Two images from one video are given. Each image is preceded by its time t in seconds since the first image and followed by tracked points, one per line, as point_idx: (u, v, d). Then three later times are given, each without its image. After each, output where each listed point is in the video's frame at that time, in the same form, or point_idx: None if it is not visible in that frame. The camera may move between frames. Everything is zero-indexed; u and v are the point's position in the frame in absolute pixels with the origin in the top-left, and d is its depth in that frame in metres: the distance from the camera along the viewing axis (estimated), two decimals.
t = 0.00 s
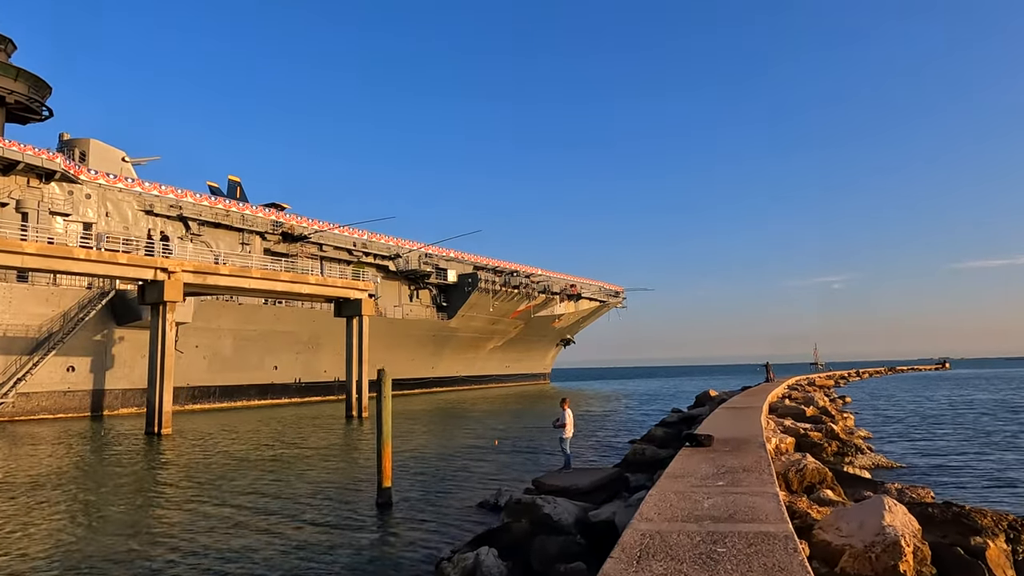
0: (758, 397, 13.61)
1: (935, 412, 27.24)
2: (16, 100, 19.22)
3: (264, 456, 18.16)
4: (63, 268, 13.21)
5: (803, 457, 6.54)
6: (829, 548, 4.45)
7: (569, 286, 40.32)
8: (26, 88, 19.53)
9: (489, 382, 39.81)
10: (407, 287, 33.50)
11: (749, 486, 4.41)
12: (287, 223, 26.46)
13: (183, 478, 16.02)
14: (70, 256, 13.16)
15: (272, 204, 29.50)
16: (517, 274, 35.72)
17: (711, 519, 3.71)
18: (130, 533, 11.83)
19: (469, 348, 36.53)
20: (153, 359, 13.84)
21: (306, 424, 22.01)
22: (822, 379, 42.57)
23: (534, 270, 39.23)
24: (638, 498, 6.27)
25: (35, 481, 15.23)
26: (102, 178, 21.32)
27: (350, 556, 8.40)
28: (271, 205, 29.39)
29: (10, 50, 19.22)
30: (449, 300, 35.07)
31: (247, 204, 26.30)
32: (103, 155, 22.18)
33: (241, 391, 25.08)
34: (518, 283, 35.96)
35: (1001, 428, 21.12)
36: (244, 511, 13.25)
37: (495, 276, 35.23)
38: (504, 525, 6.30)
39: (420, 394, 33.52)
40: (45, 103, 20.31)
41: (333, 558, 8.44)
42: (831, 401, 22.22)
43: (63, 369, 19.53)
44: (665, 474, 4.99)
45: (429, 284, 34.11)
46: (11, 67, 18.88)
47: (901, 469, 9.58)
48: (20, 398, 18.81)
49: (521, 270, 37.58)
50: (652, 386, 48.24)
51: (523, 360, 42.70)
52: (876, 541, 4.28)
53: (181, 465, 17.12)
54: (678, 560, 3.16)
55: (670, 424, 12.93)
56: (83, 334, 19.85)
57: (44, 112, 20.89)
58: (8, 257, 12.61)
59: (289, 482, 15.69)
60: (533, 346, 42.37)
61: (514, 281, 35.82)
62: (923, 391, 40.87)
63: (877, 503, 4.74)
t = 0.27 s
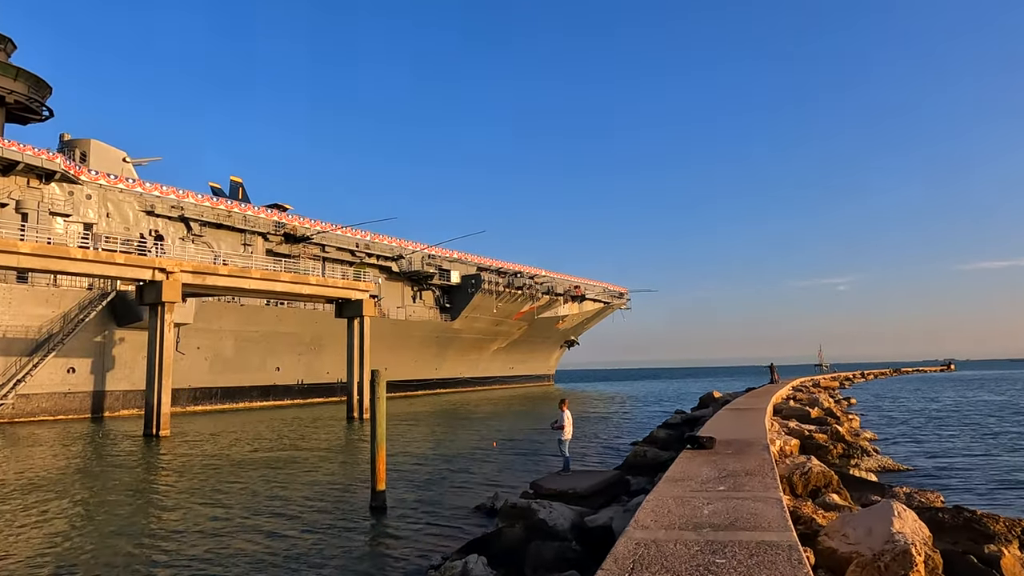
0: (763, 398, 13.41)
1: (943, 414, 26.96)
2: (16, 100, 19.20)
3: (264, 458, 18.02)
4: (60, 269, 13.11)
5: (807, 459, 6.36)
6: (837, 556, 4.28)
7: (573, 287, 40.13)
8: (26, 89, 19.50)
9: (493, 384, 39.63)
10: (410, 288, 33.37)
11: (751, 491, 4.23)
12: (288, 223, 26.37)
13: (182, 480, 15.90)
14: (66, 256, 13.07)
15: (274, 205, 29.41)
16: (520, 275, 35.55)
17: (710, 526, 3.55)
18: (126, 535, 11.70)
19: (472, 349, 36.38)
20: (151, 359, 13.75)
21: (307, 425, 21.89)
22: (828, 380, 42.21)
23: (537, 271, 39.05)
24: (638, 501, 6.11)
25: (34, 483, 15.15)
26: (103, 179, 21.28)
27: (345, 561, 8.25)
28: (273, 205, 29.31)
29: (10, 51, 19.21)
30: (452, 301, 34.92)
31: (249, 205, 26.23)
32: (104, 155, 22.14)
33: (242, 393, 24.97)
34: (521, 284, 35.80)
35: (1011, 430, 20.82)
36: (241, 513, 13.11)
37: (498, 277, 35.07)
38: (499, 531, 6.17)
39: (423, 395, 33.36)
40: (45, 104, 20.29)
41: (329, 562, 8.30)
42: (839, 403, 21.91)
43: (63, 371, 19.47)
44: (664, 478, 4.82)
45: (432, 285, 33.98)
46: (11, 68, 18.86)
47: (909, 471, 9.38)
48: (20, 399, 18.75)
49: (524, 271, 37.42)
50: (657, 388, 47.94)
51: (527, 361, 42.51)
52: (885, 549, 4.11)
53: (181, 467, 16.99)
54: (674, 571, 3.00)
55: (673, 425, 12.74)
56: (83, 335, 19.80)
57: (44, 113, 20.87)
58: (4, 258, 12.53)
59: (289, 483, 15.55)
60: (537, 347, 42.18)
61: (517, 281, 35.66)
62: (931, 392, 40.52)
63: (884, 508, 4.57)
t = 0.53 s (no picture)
0: (767, 400, 13.21)
1: (949, 415, 26.71)
2: (17, 99, 19.11)
3: (264, 459, 17.91)
4: (57, 268, 13.00)
5: (813, 464, 6.18)
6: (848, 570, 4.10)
7: (577, 287, 39.94)
8: (27, 87, 19.43)
9: (495, 384, 39.48)
10: (412, 288, 33.24)
11: (756, 500, 4.06)
12: (290, 223, 26.26)
13: (181, 481, 15.78)
14: (63, 255, 12.94)
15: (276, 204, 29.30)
16: (523, 275, 35.39)
17: (712, 541, 3.38)
18: (122, 537, 11.57)
19: (475, 349, 36.24)
20: (149, 360, 13.64)
21: (308, 426, 21.79)
22: (834, 381, 41.91)
23: (540, 271, 38.90)
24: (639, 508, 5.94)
25: (32, 484, 15.07)
26: (104, 178, 21.20)
27: (341, 564, 8.11)
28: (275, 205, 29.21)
29: (11, 49, 19.14)
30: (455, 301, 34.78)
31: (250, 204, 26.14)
32: (105, 154, 22.05)
33: (244, 393, 24.88)
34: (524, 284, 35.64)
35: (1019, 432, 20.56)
36: (239, 515, 12.99)
37: (501, 277, 34.92)
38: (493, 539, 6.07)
39: (425, 396, 33.23)
40: (45, 103, 20.21)
41: (324, 565, 8.17)
42: (845, 405, 21.70)
43: (63, 371, 19.41)
44: (664, 486, 4.64)
45: (434, 285, 33.84)
46: (11, 67, 18.79)
47: (917, 474, 9.18)
48: (20, 399, 18.67)
49: (527, 271, 37.26)
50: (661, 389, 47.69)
51: (530, 362, 42.35)
52: (899, 563, 3.94)
53: (180, 468, 16.88)
54: None
55: (676, 427, 12.56)
56: (84, 335, 19.76)
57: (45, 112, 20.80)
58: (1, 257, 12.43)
59: (288, 484, 15.42)
60: (541, 347, 42.01)
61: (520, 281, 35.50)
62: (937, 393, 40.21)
63: (896, 518, 4.39)
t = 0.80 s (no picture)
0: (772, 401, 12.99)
1: (957, 416, 26.41)
2: (17, 100, 19.07)
3: (264, 461, 17.78)
4: (54, 268, 12.91)
5: (822, 468, 5.98)
6: None
7: (580, 288, 39.75)
8: (27, 88, 19.39)
9: (499, 386, 39.29)
10: (414, 289, 33.11)
11: (762, 507, 3.87)
12: (292, 224, 26.17)
13: (180, 483, 15.67)
14: (60, 256, 12.84)
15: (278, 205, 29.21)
16: (526, 276, 35.22)
17: (715, 551, 3.20)
18: (119, 539, 11.42)
19: (478, 351, 36.08)
20: (147, 361, 13.53)
21: (309, 428, 21.64)
22: (840, 382, 41.55)
23: (543, 272, 38.73)
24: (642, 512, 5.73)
25: (31, 486, 14.97)
26: (104, 179, 21.14)
27: (337, 568, 7.96)
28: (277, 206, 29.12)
29: (11, 50, 19.10)
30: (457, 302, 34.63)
31: (252, 205, 26.07)
32: (105, 156, 22.01)
33: (245, 395, 24.77)
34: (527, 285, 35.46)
35: None
36: (238, 517, 12.85)
37: (504, 278, 34.75)
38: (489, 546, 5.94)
39: (428, 397, 33.06)
40: (46, 104, 20.18)
41: (320, 569, 8.02)
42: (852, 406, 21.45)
43: (63, 373, 19.34)
44: (666, 491, 4.45)
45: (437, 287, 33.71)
46: (11, 68, 18.75)
47: (928, 477, 8.96)
48: (20, 401, 18.60)
49: (530, 272, 37.09)
50: (666, 391, 47.39)
51: (534, 363, 42.16)
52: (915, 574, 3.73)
53: (179, 470, 16.74)
54: None
55: (681, 429, 12.37)
56: (84, 336, 19.72)
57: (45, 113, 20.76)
58: None
59: (288, 487, 15.27)
60: (544, 348, 41.82)
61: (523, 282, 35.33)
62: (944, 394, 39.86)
63: (911, 526, 4.18)
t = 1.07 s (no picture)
0: (778, 403, 12.78)
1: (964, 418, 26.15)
2: (18, 99, 19.01)
3: (265, 462, 17.67)
4: (51, 268, 12.80)
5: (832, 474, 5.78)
6: None
7: (584, 288, 39.58)
8: (28, 88, 19.32)
9: (502, 386, 39.14)
10: (417, 289, 32.99)
11: (770, 519, 3.68)
12: (294, 224, 26.06)
13: (180, 484, 15.57)
14: (58, 256, 12.74)
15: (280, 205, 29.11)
16: (529, 276, 35.05)
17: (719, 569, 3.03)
18: (116, 541, 11.31)
19: (482, 351, 35.94)
20: (146, 362, 13.41)
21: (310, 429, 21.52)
22: (846, 383, 41.26)
23: (547, 272, 38.55)
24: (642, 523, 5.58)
25: (30, 486, 14.90)
26: (105, 179, 21.07)
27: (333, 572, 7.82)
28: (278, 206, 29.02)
29: (12, 50, 19.03)
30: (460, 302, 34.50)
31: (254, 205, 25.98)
32: (106, 155, 21.94)
33: (247, 395, 24.68)
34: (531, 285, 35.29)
35: None
36: (237, 519, 12.73)
37: (507, 278, 34.59)
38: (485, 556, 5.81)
39: (431, 398, 32.93)
40: (47, 104, 20.12)
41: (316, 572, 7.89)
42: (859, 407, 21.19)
43: (64, 373, 19.27)
44: (668, 501, 4.27)
45: (440, 287, 33.57)
46: (12, 67, 18.69)
47: (938, 481, 8.75)
48: (20, 402, 18.54)
49: (533, 272, 36.92)
50: (670, 391, 47.16)
51: (537, 364, 41.99)
52: None
53: (179, 471, 16.63)
54: None
55: (684, 432, 12.17)
56: (85, 337, 19.66)
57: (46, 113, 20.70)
58: None
59: (288, 488, 15.14)
60: (548, 349, 41.64)
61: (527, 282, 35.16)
62: (950, 395, 39.57)
63: (928, 538, 3.99)
